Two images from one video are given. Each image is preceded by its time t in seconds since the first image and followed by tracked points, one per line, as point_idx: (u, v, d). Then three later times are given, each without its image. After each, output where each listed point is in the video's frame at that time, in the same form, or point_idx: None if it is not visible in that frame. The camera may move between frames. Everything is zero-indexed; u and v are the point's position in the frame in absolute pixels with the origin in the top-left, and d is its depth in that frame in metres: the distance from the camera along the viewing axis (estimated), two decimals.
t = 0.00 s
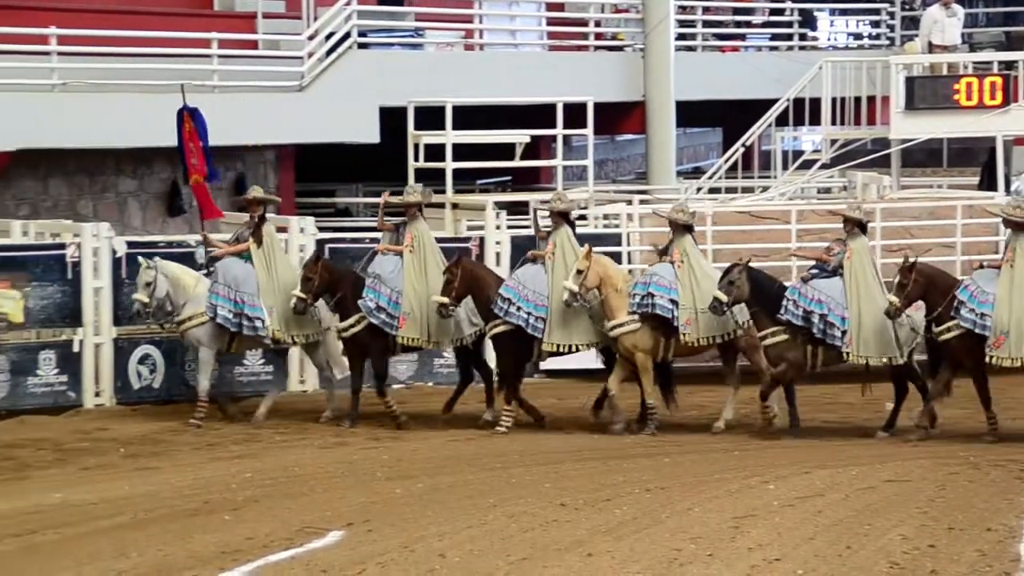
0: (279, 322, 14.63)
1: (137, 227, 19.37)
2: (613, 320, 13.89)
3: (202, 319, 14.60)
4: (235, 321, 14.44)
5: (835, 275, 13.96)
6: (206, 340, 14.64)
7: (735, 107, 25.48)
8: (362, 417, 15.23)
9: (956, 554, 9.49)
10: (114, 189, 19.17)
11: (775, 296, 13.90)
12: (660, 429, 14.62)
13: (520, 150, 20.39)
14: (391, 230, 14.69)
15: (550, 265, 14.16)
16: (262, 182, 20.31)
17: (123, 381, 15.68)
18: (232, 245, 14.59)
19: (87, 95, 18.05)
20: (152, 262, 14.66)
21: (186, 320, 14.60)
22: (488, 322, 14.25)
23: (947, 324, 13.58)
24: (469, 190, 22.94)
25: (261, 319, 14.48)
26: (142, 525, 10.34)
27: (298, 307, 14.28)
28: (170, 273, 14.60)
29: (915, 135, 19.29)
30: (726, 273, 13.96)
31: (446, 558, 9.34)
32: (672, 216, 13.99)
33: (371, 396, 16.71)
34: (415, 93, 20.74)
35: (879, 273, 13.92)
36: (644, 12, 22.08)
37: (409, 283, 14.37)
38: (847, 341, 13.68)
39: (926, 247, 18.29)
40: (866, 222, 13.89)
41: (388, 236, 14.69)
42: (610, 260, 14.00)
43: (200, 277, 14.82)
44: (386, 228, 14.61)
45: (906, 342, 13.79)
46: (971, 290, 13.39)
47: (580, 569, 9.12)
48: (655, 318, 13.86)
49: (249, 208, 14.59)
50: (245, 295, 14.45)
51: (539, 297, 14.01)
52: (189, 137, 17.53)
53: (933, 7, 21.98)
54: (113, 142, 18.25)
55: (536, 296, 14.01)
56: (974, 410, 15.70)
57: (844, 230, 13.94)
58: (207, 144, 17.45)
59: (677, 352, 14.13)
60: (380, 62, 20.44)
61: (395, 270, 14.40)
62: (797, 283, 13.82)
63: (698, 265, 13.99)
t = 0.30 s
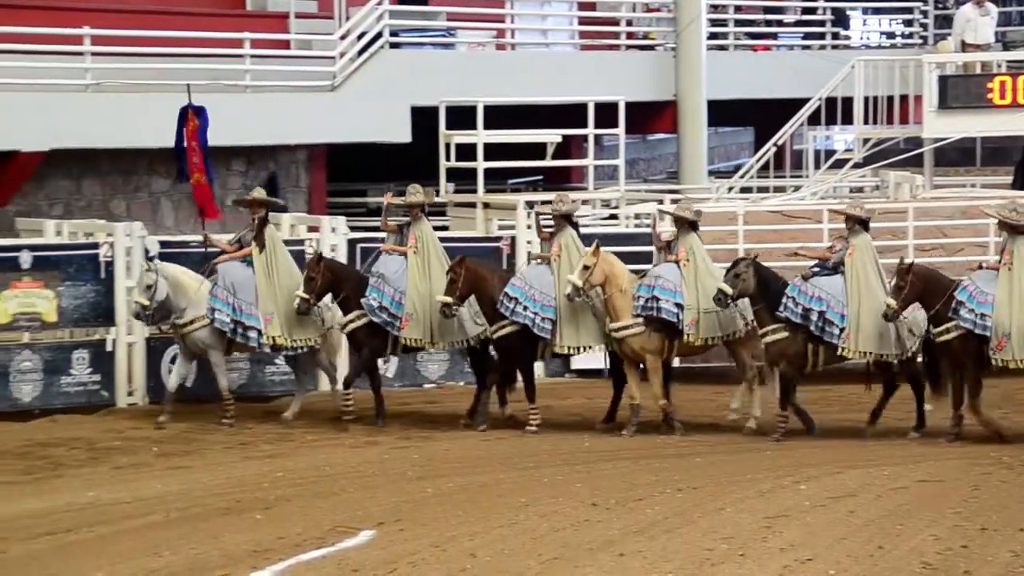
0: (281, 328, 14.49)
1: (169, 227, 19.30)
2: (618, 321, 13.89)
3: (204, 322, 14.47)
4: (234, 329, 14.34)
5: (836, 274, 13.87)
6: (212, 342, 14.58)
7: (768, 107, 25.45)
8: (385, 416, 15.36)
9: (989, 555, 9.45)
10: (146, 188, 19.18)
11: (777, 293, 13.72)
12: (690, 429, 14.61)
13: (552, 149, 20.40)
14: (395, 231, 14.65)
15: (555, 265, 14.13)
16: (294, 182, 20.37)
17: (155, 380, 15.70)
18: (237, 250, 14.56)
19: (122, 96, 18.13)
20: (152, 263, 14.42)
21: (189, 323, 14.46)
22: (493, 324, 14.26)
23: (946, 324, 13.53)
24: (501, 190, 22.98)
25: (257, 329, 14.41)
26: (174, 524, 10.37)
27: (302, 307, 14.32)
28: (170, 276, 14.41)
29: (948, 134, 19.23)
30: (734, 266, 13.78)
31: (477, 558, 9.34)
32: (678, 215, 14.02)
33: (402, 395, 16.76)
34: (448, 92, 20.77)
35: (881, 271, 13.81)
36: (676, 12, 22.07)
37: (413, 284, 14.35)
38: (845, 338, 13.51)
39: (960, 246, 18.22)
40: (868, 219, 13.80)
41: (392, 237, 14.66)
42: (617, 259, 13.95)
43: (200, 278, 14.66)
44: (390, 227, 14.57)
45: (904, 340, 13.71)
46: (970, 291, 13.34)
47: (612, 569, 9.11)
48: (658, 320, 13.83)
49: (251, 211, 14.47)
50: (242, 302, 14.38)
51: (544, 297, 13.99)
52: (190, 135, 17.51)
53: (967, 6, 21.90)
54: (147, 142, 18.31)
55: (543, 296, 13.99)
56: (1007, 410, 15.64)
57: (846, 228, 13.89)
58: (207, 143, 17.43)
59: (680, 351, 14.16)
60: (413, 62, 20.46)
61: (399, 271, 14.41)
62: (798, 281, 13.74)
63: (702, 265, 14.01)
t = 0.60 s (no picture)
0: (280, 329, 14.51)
1: (197, 227, 19.46)
2: (620, 322, 13.90)
3: (206, 324, 14.49)
4: (234, 330, 14.37)
5: (838, 276, 13.82)
6: (214, 344, 14.57)
7: (795, 107, 25.41)
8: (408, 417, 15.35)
9: (1018, 556, 9.42)
10: (174, 188, 19.26)
11: (777, 294, 13.77)
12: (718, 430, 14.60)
13: (579, 149, 20.39)
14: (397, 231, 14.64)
15: (560, 266, 14.14)
16: (321, 182, 20.39)
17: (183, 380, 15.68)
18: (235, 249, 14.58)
19: (152, 95, 18.19)
20: (153, 264, 14.40)
21: (191, 326, 14.48)
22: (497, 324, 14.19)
23: (941, 323, 13.58)
24: (527, 190, 23.01)
25: (255, 330, 14.46)
26: (202, 523, 10.40)
27: (308, 306, 14.28)
28: (172, 277, 14.42)
29: (976, 133, 19.17)
30: (736, 265, 13.80)
31: (504, 557, 9.35)
32: (682, 216, 13.95)
33: (428, 395, 16.78)
34: (477, 92, 20.79)
35: (882, 274, 13.83)
36: (703, 12, 22.04)
37: (416, 284, 14.34)
38: (848, 341, 13.57)
39: (988, 246, 18.16)
40: (869, 222, 13.82)
41: (394, 237, 14.65)
42: (618, 261, 13.95)
43: (201, 278, 14.67)
44: (393, 229, 14.57)
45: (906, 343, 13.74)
46: (967, 291, 13.43)
47: (639, 569, 9.11)
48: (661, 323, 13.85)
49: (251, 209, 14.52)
50: (243, 303, 14.42)
51: (550, 297, 13.97)
52: (196, 137, 16.49)
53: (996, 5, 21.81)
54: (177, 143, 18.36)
55: (547, 296, 13.96)
56: None
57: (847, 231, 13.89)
58: (213, 142, 16.33)
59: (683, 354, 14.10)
60: (441, 61, 20.47)
61: (402, 271, 14.39)
62: (800, 282, 13.73)
63: (706, 266, 13.90)
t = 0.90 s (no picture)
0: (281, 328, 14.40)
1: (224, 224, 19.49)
2: (623, 318, 13.78)
3: (207, 321, 14.37)
4: (238, 327, 14.26)
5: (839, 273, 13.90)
6: (211, 341, 14.42)
7: (823, 104, 25.37)
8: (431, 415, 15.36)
9: None
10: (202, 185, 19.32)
11: (779, 292, 13.79)
12: (745, 428, 14.58)
13: (606, 146, 20.39)
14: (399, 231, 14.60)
15: (565, 264, 14.14)
16: (348, 180, 20.42)
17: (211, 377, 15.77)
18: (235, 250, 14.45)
19: (181, 93, 18.23)
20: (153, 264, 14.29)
21: (191, 323, 14.36)
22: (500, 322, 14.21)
23: (941, 322, 13.45)
24: (553, 187, 23.03)
25: (258, 328, 14.35)
26: (230, 520, 10.43)
27: (314, 308, 14.20)
28: (174, 276, 14.30)
29: (1004, 130, 19.11)
30: (736, 261, 13.77)
31: (531, 555, 9.35)
32: (687, 213, 13.91)
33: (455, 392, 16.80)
34: (504, 89, 20.81)
35: (883, 270, 13.88)
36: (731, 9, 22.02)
37: (421, 282, 14.26)
38: (851, 338, 13.61)
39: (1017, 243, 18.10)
40: (870, 218, 13.87)
41: (397, 237, 14.60)
42: (626, 257, 13.85)
43: (202, 277, 14.58)
44: (395, 228, 14.53)
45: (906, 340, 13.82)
46: (965, 292, 13.28)
47: (666, 567, 9.10)
48: (665, 320, 13.76)
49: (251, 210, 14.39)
50: (246, 301, 14.31)
51: (555, 296, 14.01)
52: (194, 135, 15.64)
53: None
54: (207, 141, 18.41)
55: (553, 295, 14.00)
56: None
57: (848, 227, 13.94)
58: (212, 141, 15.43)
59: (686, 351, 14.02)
60: (468, 59, 20.50)
61: (407, 269, 14.31)
62: (801, 279, 13.77)
63: (710, 265, 13.89)
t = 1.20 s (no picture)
0: (289, 327, 14.34)
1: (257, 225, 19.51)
2: (631, 319, 13.71)
3: (216, 322, 14.23)
4: (247, 327, 14.12)
5: (844, 277, 13.87)
6: (218, 344, 14.30)
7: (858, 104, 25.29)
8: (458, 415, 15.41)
9: None
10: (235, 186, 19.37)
11: (783, 295, 13.73)
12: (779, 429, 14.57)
13: (639, 147, 20.37)
14: (402, 231, 14.61)
15: (574, 265, 14.15)
16: (382, 181, 20.42)
17: (245, 377, 15.80)
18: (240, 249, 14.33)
19: (215, 96, 18.28)
20: (163, 265, 14.26)
21: (199, 324, 14.23)
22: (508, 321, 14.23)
23: (941, 324, 13.53)
24: (587, 188, 23.04)
25: (269, 325, 14.25)
26: (264, 520, 10.46)
27: (316, 308, 14.05)
28: (183, 277, 14.21)
29: None
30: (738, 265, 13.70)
31: (564, 556, 9.35)
32: (694, 215, 13.85)
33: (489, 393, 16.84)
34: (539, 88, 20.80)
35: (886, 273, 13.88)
36: (765, 9, 21.96)
37: (428, 283, 14.24)
38: (856, 342, 13.61)
39: None
40: (873, 222, 13.86)
41: (399, 237, 14.60)
42: (632, 257, 13.81)
43: (210, 279, 14.48)
44: (398, 228, 14.54)
45: (914, 342, 13.78)
46: (965, 292, 13.32)
47: (700, 568, 9.09)
48: (672, 320, 13.71)
49: (254, 209, 14.34)
50: (254, 300, 14.20)
51: (562, 297, 13.97)
52: (190, 138, 15.34)
53: None
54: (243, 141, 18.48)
55: (560, 296, 13.97)
56: None
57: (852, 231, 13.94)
58: (210, 143, 15.18)
59: (692, 353, 13.98)
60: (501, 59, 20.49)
61: (413, 270, 14.28)
62: (806, 283, 13.71)
63: (717, 265, 13.82)
